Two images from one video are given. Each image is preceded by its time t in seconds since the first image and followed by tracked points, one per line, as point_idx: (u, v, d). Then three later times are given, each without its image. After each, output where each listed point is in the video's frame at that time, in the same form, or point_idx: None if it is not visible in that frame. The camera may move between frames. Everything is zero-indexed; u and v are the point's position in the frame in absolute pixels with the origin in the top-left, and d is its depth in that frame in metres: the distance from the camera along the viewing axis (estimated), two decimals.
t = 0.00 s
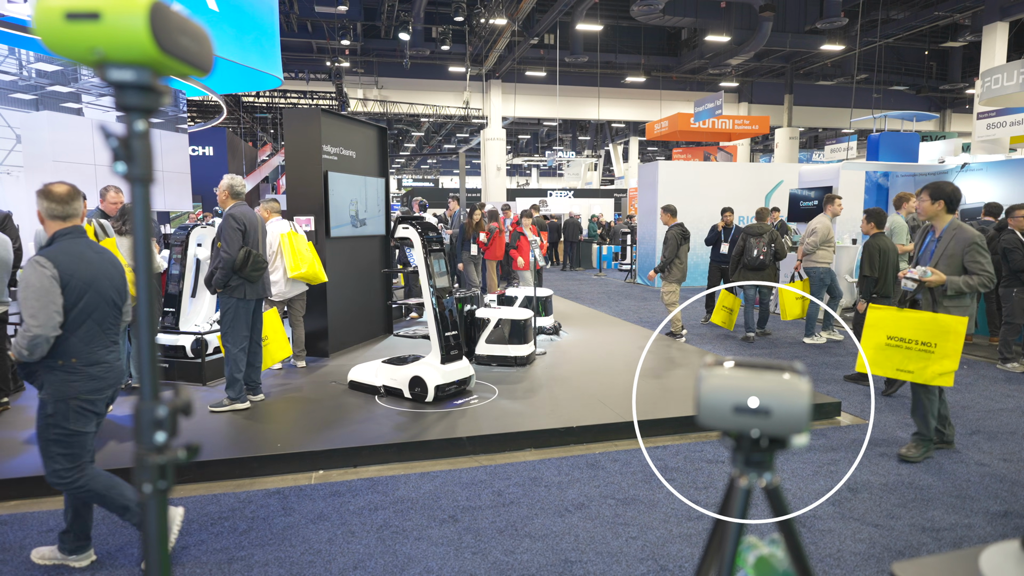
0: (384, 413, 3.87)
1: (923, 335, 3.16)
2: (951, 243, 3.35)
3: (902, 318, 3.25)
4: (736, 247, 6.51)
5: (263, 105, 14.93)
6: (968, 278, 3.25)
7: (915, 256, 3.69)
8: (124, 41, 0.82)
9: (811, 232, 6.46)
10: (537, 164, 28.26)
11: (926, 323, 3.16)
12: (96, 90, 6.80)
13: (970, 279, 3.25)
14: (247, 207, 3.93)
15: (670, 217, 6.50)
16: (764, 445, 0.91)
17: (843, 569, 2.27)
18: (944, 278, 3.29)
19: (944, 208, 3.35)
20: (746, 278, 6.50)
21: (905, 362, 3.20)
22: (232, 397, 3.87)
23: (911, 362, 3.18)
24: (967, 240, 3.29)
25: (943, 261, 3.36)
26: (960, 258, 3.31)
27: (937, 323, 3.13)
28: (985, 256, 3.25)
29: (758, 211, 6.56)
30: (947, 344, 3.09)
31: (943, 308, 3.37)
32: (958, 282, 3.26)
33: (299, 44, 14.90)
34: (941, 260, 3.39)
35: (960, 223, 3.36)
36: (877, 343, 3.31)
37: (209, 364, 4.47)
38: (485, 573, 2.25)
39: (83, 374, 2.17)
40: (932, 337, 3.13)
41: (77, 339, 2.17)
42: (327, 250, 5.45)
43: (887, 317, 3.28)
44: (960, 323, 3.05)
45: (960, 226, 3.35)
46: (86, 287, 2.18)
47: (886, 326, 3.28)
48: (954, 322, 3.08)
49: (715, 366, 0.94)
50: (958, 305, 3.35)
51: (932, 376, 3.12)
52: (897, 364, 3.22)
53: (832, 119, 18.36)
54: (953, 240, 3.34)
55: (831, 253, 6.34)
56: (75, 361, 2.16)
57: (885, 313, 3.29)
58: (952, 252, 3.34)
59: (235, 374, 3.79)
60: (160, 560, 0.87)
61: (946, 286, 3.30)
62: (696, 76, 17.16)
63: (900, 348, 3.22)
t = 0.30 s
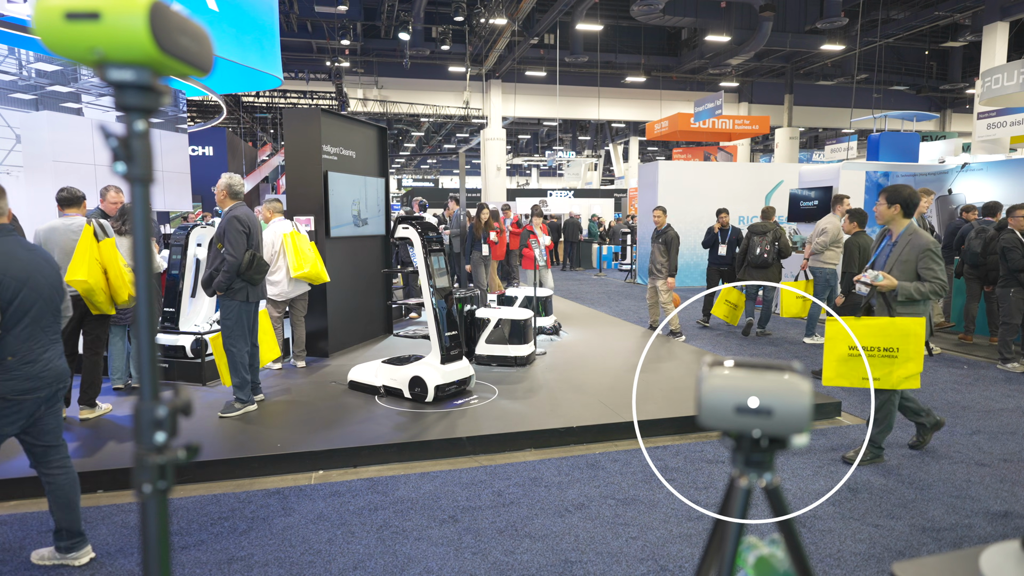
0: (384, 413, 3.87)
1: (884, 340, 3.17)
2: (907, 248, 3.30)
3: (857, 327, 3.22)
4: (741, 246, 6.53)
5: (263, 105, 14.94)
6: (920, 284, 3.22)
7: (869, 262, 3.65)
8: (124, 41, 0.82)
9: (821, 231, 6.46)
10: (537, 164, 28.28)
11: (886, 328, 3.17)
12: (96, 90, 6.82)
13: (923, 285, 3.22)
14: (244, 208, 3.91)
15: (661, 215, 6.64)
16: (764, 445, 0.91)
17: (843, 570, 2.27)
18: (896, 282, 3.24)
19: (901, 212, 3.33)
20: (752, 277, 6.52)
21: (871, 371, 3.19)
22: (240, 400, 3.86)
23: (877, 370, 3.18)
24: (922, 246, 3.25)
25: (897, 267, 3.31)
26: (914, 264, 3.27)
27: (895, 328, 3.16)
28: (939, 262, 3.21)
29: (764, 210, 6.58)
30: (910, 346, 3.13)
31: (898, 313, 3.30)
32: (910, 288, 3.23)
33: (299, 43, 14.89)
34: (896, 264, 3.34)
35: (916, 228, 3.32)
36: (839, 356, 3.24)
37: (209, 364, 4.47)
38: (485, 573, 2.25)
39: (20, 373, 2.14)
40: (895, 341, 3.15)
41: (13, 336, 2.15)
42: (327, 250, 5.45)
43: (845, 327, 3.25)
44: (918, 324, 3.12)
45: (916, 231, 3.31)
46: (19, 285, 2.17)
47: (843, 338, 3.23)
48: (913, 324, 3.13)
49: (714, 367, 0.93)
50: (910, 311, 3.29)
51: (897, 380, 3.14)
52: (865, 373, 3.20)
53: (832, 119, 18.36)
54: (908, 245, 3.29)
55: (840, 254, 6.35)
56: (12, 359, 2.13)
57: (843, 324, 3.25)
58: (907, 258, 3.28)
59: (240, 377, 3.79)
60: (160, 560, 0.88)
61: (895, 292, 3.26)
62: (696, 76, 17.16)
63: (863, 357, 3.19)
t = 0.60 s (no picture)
0: (384, 413, 3.87)
1: (842, 337, 3.02)
2: (858, 247, 3.24)
3: (815, 328, 3.04)
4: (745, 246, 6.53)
5: (263, 105, 14.95)
6: (866, 283, 3.17)
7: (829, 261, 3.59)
8: (124, 42, 0.82)
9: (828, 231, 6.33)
10: (537, 164, 28.29)
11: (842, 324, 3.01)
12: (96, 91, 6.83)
13: (869, 285, 3.17)
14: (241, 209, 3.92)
15: (661, 215, 6.65)
16: (763, 445, 0.90)
17: (843, 569, 2.26)
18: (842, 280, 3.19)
19: (852, 211, 3.25)
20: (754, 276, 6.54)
21: (838, 371, 3.05)
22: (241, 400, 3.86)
23: (844, 369, 3.05)
24: (871, 244, 3.19)
25: (848, 266, 3.26)
26: (863, 263, 3.21)
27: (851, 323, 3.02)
28: (887, 261, 3.16)
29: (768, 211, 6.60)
30: (869, 339, 3.00)
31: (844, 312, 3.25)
32: (855, 286, 3.18)
33: (299, 43, 14.89)
34: (847, 263, 3.28)
35: (870, 226, 3.25)
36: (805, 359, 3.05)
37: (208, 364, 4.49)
38: (485, 573, 2.25)
39: None
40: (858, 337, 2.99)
41: None
42: (327, 249, 5.45)
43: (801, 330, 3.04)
44: (872, 313, 2.97)
45: (869, 229, 3.23)
46: None
47: (806, 340, 3.05)
48: (868, 315, 2.98)
49: (715, 366, 0.93)
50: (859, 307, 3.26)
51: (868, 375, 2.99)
52: (831, 374, 3.06)
53: (832, 119, 18.37)
54: (858, 244, 3.23)
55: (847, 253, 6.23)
56: None
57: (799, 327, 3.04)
58: (857, 257, 3.23)
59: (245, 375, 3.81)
60: (160, 559, 0.88)
61: (839, 290, 3.21)
62: (696, 76, 17.16)
63: (827, 358, 3.04)
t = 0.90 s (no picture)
0: (384, 413, 3.88)
1: (783, 343, 2.64)
2: (802, 248, 3.27)
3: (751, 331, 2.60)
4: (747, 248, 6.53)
5: (263, 105, 14.97)
6: (813, 284, 3.18)
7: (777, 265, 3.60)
8: (124, 42, 0.82)
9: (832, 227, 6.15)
10: (537, 164, 28.32)
11: (783, 330, 2.61)
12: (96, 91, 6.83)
13: (817, 285, 3.19)
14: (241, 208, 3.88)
15: (669, 216, 6.59)
16: (764, 445, 0.91)
17: (843, 569, 2.27)
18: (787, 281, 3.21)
19: (797, 212, 3.30)
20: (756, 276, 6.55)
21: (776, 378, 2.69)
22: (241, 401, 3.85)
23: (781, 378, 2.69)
24: (815, 245, 3.22)
25: (793, 267, 3.29)
26: (808, 263, 3.23)
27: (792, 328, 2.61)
28: (831, 262, 3.20)
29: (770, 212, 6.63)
30: (807, 348, 2.66)
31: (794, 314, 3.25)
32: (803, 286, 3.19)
33: (299, 44, 14.90)
34: (793, 265, 3.31)
35: (814, 226, 3.28)
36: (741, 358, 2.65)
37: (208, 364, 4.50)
38: (485, 574, 2.25)
39: None
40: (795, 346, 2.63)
41: None
42: (327, 249, 5.45)
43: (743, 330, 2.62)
44: (815, 323, 2.64)
45: (813, 229, 3.27)
46: None
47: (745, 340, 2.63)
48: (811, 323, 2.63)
49: (716, 367, 0.93)
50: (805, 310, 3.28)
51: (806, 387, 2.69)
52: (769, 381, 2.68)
53: (832, 119, 18.38)
54: (803, 245, 3.26)
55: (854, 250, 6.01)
56: None
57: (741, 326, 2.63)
58: (802, 258, 3.26)
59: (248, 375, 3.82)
60: (161, 559, 0.88)
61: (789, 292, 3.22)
62: (696, 76, 17.17)
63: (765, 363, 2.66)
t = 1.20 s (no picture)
0: (384, 413, 3.87)
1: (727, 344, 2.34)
2: (757, 248, 3.20)
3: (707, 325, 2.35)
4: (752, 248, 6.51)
5: (263, 105, 14.98)
6: (768, 285, 3.14)
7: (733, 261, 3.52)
8: (124, 41, 0.82)
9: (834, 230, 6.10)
10: (537, 164, 28.33)
11: (728, 330, 2.32)
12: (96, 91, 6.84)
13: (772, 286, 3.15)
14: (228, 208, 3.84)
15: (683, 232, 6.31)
16: (764, 445, 0.90)
17: (843, 569, 2.26)
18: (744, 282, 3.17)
19: (752, 211, 3.18)
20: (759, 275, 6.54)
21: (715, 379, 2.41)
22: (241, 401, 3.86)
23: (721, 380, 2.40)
24: (771, 245, 3.15)
25: (749, 267, 3.22)
26: (763, 264, 3.16)
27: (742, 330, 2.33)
28: (787, 262, 3.14)
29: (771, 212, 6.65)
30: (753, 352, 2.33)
31: (746, 314, 3.22)
32: (758, 289, 3.15)
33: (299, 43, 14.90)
34: (749, 264, 3.24)
35: (771, 226, 3.18)
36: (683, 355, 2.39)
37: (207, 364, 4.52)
38: (485, 574, 2.24)
39: None
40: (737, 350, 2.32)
41: None
42: (327, 249, 5.45)
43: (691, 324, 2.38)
44: (764, 327, 2.29)
45: (769, 229, 3.17)
46: None
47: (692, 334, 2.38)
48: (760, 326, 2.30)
49: (715, 367, 0.93)
50: (761, 311, 3.22)
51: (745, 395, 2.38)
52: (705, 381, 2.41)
53: (832, 119, 18.38)
54: (759, 245, 3.19)
55: (854, 252, 5.93)
56: None
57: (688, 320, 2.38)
58: (758, 258, 3.19)
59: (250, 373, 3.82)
60: (160, 559, 0.88)
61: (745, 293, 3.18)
62: (696, 76, 17.17)
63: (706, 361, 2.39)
